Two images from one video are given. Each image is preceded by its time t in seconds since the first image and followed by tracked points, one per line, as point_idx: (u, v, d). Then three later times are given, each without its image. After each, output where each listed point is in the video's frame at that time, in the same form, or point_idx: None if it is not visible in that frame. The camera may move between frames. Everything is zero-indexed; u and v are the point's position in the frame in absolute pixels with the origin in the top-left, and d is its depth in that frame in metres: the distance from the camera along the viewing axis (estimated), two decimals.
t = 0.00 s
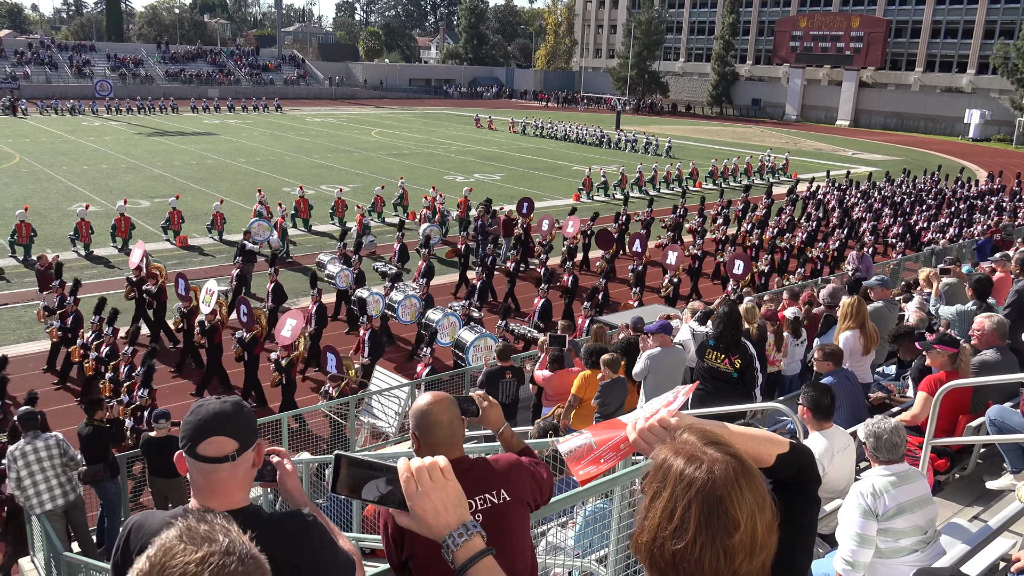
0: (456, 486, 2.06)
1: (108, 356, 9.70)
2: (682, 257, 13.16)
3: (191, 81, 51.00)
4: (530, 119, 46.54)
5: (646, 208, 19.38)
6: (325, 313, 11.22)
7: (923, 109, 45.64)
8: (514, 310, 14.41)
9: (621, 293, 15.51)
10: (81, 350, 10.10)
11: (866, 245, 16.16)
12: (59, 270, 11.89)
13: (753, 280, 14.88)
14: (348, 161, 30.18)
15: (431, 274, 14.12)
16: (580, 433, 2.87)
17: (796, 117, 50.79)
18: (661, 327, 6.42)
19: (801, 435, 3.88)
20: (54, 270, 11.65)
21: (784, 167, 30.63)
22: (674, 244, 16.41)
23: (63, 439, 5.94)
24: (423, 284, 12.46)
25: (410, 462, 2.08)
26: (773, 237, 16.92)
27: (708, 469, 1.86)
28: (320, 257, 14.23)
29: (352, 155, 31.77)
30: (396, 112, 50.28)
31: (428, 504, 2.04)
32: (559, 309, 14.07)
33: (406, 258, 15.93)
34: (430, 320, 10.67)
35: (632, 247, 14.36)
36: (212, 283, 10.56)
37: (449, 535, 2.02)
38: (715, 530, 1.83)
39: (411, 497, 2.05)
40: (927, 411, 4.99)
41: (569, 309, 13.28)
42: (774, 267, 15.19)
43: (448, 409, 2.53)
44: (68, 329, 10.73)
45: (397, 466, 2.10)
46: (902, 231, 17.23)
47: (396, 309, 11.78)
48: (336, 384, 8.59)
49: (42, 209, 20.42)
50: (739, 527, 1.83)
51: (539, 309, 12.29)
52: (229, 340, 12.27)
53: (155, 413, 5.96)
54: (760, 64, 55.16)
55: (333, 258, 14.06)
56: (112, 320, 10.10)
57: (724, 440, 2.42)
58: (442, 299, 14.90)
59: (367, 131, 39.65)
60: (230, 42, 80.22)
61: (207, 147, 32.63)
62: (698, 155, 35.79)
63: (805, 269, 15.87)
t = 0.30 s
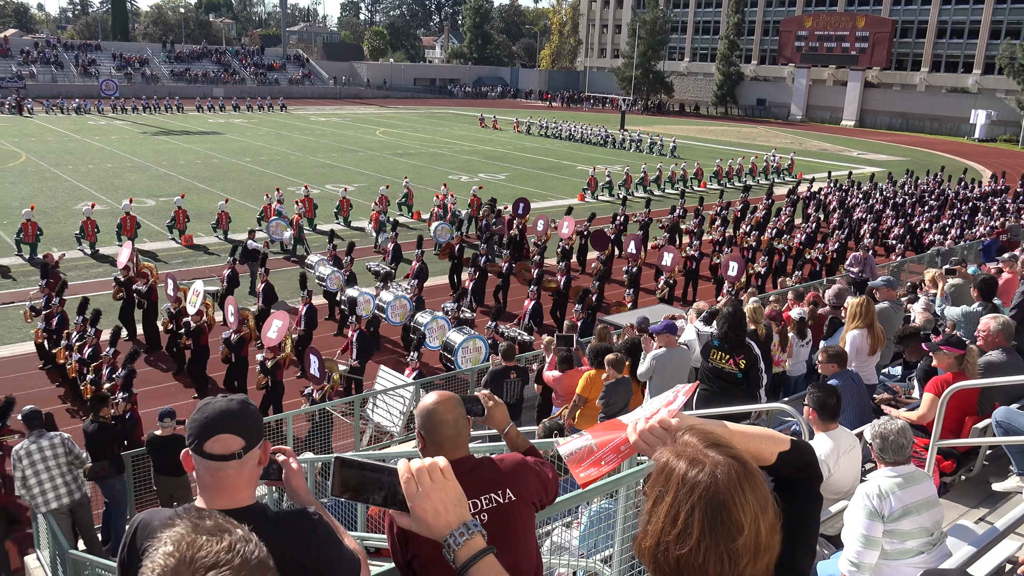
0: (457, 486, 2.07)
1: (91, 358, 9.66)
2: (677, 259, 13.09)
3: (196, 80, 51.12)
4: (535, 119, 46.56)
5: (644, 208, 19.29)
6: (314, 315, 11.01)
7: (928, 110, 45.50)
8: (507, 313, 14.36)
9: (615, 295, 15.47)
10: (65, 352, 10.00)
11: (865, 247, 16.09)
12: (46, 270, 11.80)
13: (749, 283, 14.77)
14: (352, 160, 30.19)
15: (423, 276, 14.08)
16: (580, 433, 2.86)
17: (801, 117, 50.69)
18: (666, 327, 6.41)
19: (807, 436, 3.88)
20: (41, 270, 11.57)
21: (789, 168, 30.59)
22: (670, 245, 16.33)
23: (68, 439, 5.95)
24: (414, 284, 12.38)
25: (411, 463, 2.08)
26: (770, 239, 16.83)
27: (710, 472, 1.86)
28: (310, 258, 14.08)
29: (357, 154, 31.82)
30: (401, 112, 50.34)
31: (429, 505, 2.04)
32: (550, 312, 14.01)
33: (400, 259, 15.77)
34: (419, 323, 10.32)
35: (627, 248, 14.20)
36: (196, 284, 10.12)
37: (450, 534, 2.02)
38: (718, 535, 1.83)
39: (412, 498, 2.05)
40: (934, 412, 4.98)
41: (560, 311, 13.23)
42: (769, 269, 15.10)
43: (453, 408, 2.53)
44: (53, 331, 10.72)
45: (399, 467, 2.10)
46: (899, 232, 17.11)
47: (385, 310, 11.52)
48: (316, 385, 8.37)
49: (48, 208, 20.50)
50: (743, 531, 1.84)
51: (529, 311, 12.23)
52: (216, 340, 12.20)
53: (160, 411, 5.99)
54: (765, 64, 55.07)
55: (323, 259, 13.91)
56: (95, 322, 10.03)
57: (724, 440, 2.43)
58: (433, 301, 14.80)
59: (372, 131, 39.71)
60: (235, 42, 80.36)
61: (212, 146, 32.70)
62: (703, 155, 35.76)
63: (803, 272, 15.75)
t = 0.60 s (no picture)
0: (462, 483, 2.07)
1: (76, 360, 9.47)
2: (674, 262, 13.01)
3: (206, 79, 51.29)
4: (544, 119, 46.56)
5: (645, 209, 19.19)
6: (306, 317, 11.07)
7: (938, 109, 45.25)
8: (503, 315, 14.27)
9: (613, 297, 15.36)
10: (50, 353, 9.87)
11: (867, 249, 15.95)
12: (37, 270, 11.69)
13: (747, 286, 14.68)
14: (361, 159, 30.27)
15: (418, 277, 13.94)
16: (581, 434, 2.83)
17: (811, 117, 50.50)
18: (674, 326, 6.39)
19: (816, 437, 3.88)
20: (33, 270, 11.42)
21: (799, 167, 30.49)
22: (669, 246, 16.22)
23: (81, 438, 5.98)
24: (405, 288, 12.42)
25: (417, 459, 2.09)
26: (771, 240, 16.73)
27: (715, 473, 1.85)
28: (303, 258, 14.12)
29: (366, 153, 31.88)
30: (409, 111, 50.41)
31: (435, 502, 2.04)
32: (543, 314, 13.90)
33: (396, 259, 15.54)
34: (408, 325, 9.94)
35: (624, 251, 14.11)
36: (188, 285, 10.11)
37: (456, 531, 2.03)
38: (725, 537, 1.82)
39: (418, 495, 2.06)
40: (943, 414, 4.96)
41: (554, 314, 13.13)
42: (768, 272, 14.98)
43: (461, 408, 2.53)
44: (40, 332, 10.55)
45: (405, 464, 2.11)
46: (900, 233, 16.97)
47: (376, 312, 11.08)
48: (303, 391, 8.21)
49: (59, 206, 20.60)
50: (750, 532, 1.83)
51: (524, 315, 12.15)
52: (205, 344, 12.07)
53: (169, 409, 6.03)
54: (775, 64, 54.88)
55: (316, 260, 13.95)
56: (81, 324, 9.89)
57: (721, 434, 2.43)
58: (427, 303, 14.66)
59: (380, 130, 39.78)
60: (244, 41, 80.63)
61: (222, 145, 32.81)
62: (713, 155, 35.66)
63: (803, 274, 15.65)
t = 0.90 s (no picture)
0: (473, 479, 2.09)
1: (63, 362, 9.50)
2: (673, 263, 12.96)
3: (216, 79, 51.51)
4: (553, 118, 46.55)
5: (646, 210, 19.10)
6: (300, 318, 10.87)
7: (950, 109, 44.97)
8: (501, 315, 14.19)
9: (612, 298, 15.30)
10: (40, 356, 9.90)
11: (870, 250, 15.83)
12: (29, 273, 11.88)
13: (747, 288, 14.58)
14: (370, 159, 30.34)
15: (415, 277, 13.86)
16: (583, 435, 2.86)
17: (821, 117, 50.29)
18: (680, 327, 6.39)
19: (826, 438, 3.88)
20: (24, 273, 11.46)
21: (809, 167, 30.40)
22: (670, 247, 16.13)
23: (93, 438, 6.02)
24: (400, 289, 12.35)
25: (427, 455, 2.10)
26: (773, 241, 16.60)
27: (718, 469, 1.85)
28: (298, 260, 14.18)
29: (375, 153, 31.96)
30: (419, 110, 50.51)
31: (447, 497, 2.06)
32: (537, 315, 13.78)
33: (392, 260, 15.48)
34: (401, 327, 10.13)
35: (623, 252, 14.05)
36: (179, 287, 10.13)
37: (466, 527, 2.04)
38: (733, 531, 1.83)
39: (429, 489, 2.08)
40: (955, 415, 4.92)
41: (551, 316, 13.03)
42: (769, 273, 14.88)
43: (470, 408, 2.54)
44: (31, 332, 10.65)
45: (415, 459, 2.12)
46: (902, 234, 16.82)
47: (370, 314, 11.19)
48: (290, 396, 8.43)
49: (71, 206, 20.73)
50: (757, 525, 1.84)
51: (519, 316, 12.00)
52: (196, 345, 11.96)
53: (179, 408, 6.07)
54: (785, 64, 54.68)
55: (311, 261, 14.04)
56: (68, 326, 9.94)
57: (717, 429, 2.43)
58: (421, 305, 14.46)
59: (390, 130, 39.88)
60: (255, 41, 80.97)
61: (232, 145, 32.94)
62: (722, 155, 35.57)
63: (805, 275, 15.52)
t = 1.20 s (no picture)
0: (476, 478, 2.08)
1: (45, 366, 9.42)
2: (669, 267, 12.98)
3: (224, 80, 51.70)
4: (560, 120, 46.56)
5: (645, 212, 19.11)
6: (290, 322, 10.91)
7: (958, 110, 44.78)
8: (497, 319, 14.16)
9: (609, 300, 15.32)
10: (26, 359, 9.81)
11: (870, 253, 15.76)
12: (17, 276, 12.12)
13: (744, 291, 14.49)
14: (377, 160, 30.40)
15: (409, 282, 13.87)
16: (587, 438, 2.85)
17: (828, 118, 50.16)
18: (681, 330, 6.38)
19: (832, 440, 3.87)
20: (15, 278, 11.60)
21: (816, 169, 30.31)
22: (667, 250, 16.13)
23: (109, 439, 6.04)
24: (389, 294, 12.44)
25: (432, 453, 2.10)
26: (773, 245, 16.51)
27: (720, 468, 1.85)
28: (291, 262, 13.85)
29: (382, 154, 32.02)
30: (425, 111, 50.57)
31: (451, 496, 2.06)
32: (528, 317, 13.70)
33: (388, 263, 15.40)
34: (389, 333, 9.89)
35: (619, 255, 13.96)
36: (167, 290, 10.05)
37: (471, 526, 2.04)
38: (738, 531, 1.82)
39: (433, 488, 2.08)
40: (963, 418, 4.90)
41: (545, 320, 12.91)
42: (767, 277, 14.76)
43: (476, 408, 2.55)
44: (17, 335, 10.67)
45: (422, 457, 2.13)
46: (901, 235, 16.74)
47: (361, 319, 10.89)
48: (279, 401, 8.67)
49: (79, 206, 20.83)
50: (762, 523, 1.84)
51: (509, 321, 11.67)
52: (183, 348, 11.81)
53: (186, 408, 6.09)
54: (792, 65, 54.56)
55: (303, 265, 13.68)
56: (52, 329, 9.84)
57: (708, 430, 2.47)
58: (413, 308, 14.31)
59: (396, 130, 39.93)
60: (262, 42, 81.21)
61: (239, 145, 33.05)
62: (729, 156, 35.50)
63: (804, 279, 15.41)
